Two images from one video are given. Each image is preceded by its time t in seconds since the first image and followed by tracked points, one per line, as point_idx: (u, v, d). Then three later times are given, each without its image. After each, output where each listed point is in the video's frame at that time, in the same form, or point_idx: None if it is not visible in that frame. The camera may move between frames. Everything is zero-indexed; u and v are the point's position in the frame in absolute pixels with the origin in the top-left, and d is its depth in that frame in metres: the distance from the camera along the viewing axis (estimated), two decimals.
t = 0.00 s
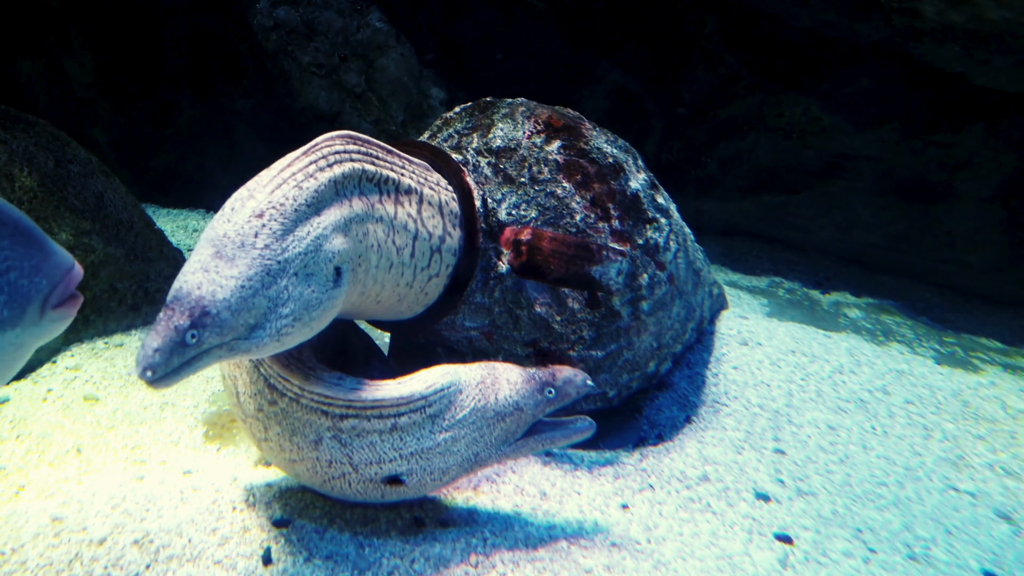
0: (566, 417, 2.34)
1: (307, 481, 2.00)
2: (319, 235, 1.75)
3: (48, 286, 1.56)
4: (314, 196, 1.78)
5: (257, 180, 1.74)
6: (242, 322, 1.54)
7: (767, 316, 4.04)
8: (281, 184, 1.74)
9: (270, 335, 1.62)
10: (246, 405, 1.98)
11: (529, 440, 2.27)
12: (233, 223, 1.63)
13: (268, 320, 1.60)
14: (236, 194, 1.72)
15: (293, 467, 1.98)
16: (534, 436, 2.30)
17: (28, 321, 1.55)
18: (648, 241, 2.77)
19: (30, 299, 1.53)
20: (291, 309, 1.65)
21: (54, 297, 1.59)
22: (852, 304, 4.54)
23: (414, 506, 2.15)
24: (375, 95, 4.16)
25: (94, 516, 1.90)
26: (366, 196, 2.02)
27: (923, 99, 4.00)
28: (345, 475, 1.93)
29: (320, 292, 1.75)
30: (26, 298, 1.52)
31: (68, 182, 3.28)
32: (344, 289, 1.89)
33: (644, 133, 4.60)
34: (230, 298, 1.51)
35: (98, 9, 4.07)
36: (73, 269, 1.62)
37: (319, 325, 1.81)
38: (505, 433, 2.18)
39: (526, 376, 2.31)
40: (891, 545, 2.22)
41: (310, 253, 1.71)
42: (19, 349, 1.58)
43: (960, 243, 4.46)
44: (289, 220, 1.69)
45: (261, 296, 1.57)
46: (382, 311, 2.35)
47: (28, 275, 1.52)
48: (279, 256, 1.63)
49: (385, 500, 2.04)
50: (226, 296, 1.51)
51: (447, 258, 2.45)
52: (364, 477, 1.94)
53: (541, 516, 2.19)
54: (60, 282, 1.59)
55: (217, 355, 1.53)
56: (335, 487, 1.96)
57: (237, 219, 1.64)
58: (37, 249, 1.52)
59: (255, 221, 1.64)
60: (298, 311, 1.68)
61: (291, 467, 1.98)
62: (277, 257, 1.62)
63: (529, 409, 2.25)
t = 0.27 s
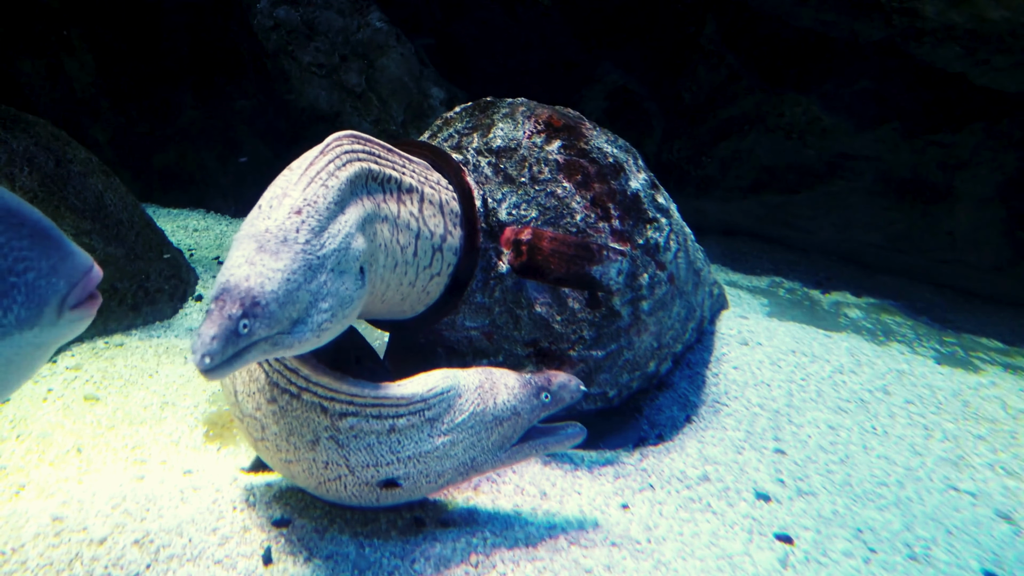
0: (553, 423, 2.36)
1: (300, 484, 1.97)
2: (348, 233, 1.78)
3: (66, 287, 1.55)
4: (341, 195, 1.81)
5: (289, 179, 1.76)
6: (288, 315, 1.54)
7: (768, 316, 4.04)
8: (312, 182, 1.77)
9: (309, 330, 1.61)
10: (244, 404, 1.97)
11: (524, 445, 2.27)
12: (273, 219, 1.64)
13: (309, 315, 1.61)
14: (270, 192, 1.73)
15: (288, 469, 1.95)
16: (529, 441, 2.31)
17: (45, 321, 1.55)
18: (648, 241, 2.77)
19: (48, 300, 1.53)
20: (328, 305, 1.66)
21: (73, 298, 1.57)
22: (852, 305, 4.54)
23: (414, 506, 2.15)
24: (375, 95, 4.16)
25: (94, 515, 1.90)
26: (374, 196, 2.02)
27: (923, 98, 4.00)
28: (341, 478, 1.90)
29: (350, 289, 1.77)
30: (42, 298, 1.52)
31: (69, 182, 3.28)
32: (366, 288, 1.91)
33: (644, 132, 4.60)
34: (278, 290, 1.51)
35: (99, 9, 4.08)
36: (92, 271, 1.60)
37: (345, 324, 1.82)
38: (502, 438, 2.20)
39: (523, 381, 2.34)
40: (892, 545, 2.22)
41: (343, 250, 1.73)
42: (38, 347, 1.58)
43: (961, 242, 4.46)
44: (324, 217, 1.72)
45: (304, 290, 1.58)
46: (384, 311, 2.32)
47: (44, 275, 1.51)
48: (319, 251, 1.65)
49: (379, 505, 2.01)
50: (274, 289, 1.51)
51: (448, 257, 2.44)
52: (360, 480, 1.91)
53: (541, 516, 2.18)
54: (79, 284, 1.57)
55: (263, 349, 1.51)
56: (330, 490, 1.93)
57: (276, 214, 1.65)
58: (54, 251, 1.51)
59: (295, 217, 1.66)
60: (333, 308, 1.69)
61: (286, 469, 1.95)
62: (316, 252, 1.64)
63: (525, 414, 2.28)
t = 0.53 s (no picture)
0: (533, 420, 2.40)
1: (293, 485, 1.95)
2: (363, 220, 1.80)
3: (82, 291, 1.51)
4: (352, 183, 1.83)
5: (301, 167, 1.78)
6: (311, 296, 1.54)
7: (768, 316, 4.04)
8: (324, 169, 1.80)
9: (331, 313, 1.61)
10: (238, 402, 1.95)
11: (511, 445, 2.29)
12: (290, 202, 1.65)
13: (331, 297, 1.61)
14: (284, 179, 1.75)
15: (281, 469, 1.93)
16: (513, 441, 2.32)
17: (61, 326, 1.50)
18: (648, 241, 2.77)
19: (64, 305, 1.48)
20: (347, 288, 1.67)
21: (89, 303, 1.53)
22: (853, 305, 4.54)
23: (414, 506, 2.15)
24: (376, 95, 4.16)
25: (94, 515, 1.89)
26: (379, 192, 2.02)
27: (923, 98, 4.00)
28: (336, 479, 1.88)
29: (368, 275, 1.78)
30: (59, 302, 1.47)
31: (70, 182, 3.28)
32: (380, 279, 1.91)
33: (645, 132, 4.60)
34: (301, 270, 1.51)
35: (99, 9, 4.08)
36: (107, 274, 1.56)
37: (362, 313, 1.82)
38: (494, 437, 2.22)
39: (512, 380, 2.38)
40: (892, 544, 2.22)
41: (359, 236, 1.75)
42: (53, 354, 1.53)
43: (961, 242, 4.46)
44: (340, 202, 1.74)
45: (325, 271, 1.58)
46: (386, 310, 2.32)
47: (61, 279, 1.46)
48: (336, 234, 1.66)
49: (373, 507, 1.99)
50: (297, 269, 1.51)
51: (449, 254, 2.44)
52: (355, 481, 1.90)
53: (541, 516, 2.18)
54: (95, 288, 1.53)
55: (288, 329, 1.50)
56: (324, 491, 1.91)
57: (293, 199, 1.66)
58: (71, 254, 1.47)
59: (312, 200, 1.67)
60: (352, 292, 1.70)
61: (279, 469, 1.93)
62: (335, 235, 1.65)
63: (515, 412, 2.31)
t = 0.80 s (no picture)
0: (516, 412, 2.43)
1: (289, 485, 1.93)
2: (364, 210, 1.80)
3: (98, 300, 1.49)
4: (355, 173, 1.83)
5: (305, 155, 1.79)
6: (311, 285, 1.54)
7: (768, 316, 4.03)
8: (327, 158, 1.80)
9: (330, 303, 1.61)
10: (235, 400, 1.93)
11: (497, 438, 2.33)
12: (291, 191, 1.65)
13: (331, 286, 1.61)
14: (288, 167, 1.75)
15: (278, 470, 1.91)
16: (500, 435, 2.36)
17: (76, 335, 1.49)
18: (648, 241, 2.77)
19: (79, 314, 1.47)
20: (347, 278, 1.66)
21: (105, 312, 1.52)
22: (853, 305, 4.53)
23: (414, 506, 2.15)
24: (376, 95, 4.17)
25: (94, 515, 1.89)
26: (382, 184, 2.03)
27: (924, 99, 4.00)
28: (334, 478, 1.88)
29: (368, 266, 1.78)
30: (74, 311, 1.45)
31: (71, 181, 3.29)
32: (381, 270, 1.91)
33: (645, 132, 4.60)
34: (300, 259, 1.51)
35: (99, 9, 4.08)
36: (125, 284, 1.54)
37: (360, 304, 1.81)
38: (486, 432, 2.25)
39: (501, 374, 2.40)
40: (893, 544, 2.22)
41: (360, 226, 1.75)
42: (69, 362, 1.52)
43: (962, 243, 4.46)
44: (342, 192, 1.74)
45: (325, 261, 1.58)
46: (388, 306, 2.32)
47: (77, 289, 1.44)
48: (337, 224, 1.65)
49: (369, 506, 1.99)
50: (296, 257, 1.51)
51: (450, 251, 2.44)
52: (354, 479, 1.90)
53: (540, 516, 2.18)
54: (111, 298, 1.52)
55: (287, 318, 1.50)
56: (321, 491, 1.90)
57: (294, 187, 1.67)
58: (88, 264, 1.45)
59: (313, 189, 1.67)
60: (352, 282, 1.70)
61: (275, 470, 1.91)
62: (335, 225, 1.65)
63: (505, 406, 2.34)
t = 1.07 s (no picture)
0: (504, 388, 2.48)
1: (284, 484, 1.94)
2: (357, 204, 1.80)
3: (114, 314, 1.45)
4: (348, 167, 1.83)
5: (296, 150, 1.79)
6: (301, 280, 1.54)
7: (768, 316, 4.03)
8: (318, 152, 1.79)
9: (322, 298, 1.61)
10: (228, 402, 1.91)
11: (484, 420, 2.38)
12: (281, 186, 1.66)
13: (323, 281, 1.62)
14: (279, 162, 1.75)
15: (272, 470, 1.91)
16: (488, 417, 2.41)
17: (91, 351, 1.44)
18: (649, 240, 2.77)
19: (94, 328, 1.42)
20: (338, 273, 1.67)
21: (121, 327, 1.47)
22: (853, 305, 4.53)
23: (414, 506, 2.14)
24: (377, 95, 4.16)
25: (95, 515, 1.89)
26: (377, 178, 2.03)
27: (924, 99, 4.00)
28: (331, 478, 1.89)
29: (360, 260, 1.78)
30: (89, 326, 1.41)
31: (71, 181, 3.29)
32: (375, 264, 1.91)
33: (645, 132, 4.60)
34: (289, 254, 1.52)
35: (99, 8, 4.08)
36: (143, 298, 1.50)
37: (354, 298, 1.82)
38: (475, 420, 2.29)
39: (488, 360, 2.40)
40: (893, 544, 2.22)
41: (351, 220, 1.75)
42: (82, 379, 1.46)
43: (962, 243, 4.46)
44: (333, 186, 1.74)
45: (316, 255, 1.59)
46: (389, 304, 2.34)
47: (93, 301, 1.40)
48: (327, 218, 1.65)
49: (365, 501, 2.02)
50: (285, 253, 1.51)
51: (450, 249, 2.45)
52: (351, 478, 1.92)
53: (540, 515, 2.18)
54: (128, 312, 1.47)
55: (279, 313, 1.51)
56: (317, 490, 1.92)
57: (284, 182, 1.67)
58: (105, 275, 1.41)
59: (303, 183, 1.67)
60: (345, 276, 1.70)
61: (270, 470, 1.91)
62: (325, 219, 1.65)
63: (492, 391, 2.38)
